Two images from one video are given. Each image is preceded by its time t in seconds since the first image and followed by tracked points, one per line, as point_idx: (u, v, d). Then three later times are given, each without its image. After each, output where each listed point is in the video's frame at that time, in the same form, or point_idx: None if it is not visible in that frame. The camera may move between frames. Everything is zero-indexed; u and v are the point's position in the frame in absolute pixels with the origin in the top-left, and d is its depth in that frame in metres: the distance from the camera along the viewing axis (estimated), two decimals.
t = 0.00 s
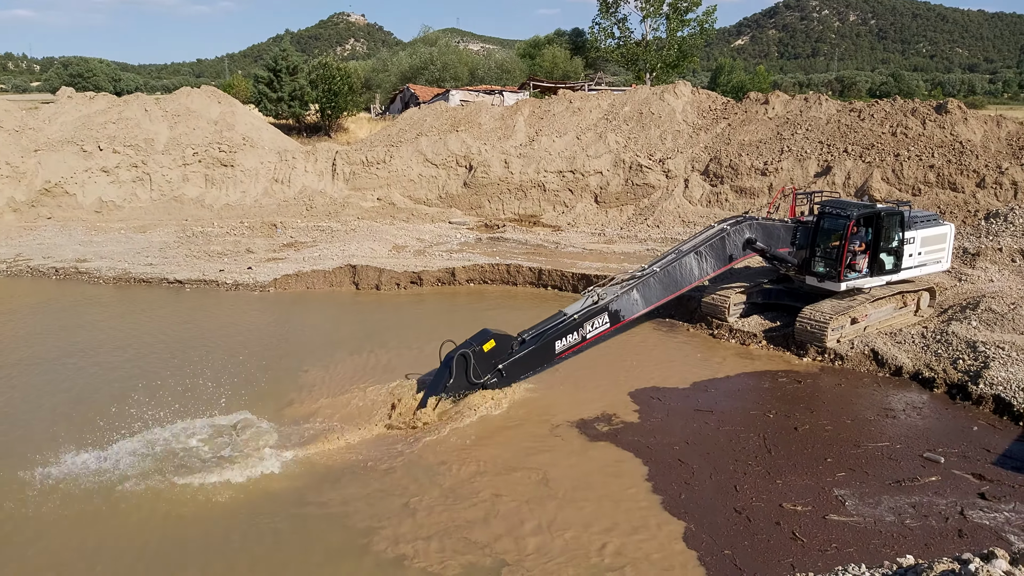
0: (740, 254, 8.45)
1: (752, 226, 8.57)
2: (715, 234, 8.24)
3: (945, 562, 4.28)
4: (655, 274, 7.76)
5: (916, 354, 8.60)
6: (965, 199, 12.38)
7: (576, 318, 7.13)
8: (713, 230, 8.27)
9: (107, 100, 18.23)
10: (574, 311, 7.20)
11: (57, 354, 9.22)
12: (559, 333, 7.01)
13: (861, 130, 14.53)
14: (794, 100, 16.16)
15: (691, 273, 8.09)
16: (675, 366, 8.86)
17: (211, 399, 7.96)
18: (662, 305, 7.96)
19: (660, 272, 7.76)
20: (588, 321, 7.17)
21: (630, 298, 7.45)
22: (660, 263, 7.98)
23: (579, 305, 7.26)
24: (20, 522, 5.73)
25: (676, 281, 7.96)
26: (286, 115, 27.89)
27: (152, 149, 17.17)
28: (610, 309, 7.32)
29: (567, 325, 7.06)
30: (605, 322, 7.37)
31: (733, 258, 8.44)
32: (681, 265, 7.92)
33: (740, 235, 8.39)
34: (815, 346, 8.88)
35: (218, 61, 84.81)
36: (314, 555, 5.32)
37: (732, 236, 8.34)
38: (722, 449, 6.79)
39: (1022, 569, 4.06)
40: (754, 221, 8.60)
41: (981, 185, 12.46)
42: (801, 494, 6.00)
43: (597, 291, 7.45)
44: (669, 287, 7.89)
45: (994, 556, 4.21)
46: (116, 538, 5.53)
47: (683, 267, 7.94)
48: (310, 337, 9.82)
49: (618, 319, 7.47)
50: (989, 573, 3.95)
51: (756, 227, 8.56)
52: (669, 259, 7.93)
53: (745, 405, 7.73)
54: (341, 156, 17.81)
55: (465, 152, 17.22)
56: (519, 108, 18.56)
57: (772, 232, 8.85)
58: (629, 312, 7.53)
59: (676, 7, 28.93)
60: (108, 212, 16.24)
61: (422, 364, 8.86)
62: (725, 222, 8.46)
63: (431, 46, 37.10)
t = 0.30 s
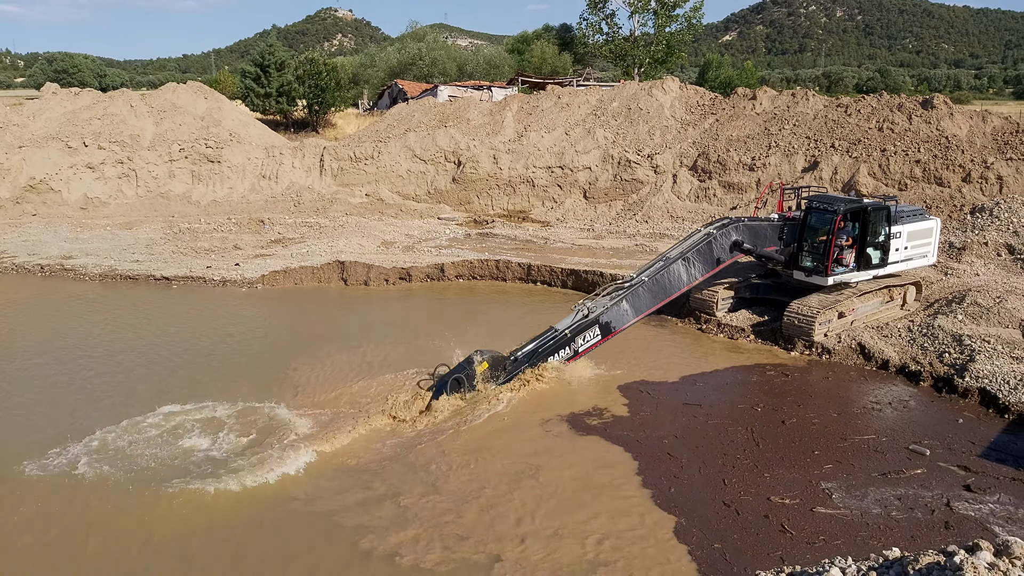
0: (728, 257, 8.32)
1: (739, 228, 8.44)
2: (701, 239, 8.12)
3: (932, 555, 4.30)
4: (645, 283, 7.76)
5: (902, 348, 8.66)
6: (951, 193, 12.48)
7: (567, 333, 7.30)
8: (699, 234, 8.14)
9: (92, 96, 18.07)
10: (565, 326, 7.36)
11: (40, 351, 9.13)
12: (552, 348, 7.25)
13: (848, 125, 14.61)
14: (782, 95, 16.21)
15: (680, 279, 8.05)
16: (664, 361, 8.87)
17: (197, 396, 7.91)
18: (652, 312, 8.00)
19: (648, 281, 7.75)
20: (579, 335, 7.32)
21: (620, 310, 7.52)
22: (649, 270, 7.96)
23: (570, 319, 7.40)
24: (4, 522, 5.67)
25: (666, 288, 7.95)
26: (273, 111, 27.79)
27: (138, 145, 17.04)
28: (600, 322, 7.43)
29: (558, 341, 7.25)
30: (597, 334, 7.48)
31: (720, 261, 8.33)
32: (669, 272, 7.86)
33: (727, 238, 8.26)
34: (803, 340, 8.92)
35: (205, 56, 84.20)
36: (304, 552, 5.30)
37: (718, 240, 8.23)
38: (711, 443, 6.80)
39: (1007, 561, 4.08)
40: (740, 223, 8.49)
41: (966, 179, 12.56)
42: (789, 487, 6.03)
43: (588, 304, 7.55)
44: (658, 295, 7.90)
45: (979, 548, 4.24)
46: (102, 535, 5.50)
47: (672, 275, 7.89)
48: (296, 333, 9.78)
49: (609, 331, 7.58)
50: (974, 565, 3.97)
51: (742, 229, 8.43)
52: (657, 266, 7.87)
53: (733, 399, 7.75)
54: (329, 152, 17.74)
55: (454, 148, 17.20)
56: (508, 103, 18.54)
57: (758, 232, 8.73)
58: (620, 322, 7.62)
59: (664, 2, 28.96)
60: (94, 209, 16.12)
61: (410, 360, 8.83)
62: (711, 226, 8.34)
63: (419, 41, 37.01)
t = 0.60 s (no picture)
0: (724, 260, 8.55)
1: (735, 230, 8.62)
2: (696, 244, 8.32)
3: (927, 550, 4.31)
4: (642, 291, 7.91)
5: (898, 343, 8.68)
6: (947, 188, 12.50)
7: (568, 346, 7.39)
8: (694, 240, 8.34)
9: (87, 92, 18.01)
10: (565, 339, 7.43)
11: (37, 349, 9.12)
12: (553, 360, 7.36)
13: (844, 121, 14.61)
14: (778, 91, 16.20)
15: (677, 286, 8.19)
16: (661, 357, 8.88)
17: (193, 392, 7.90)
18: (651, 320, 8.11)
19: (645, 289, 7.90)
20: (580, 347, 7.40)
21: (619, 319, 7.64)
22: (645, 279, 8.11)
23: (570, 333, 7.51)
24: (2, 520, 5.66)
25: (664, 296, 8.08)
26: (269, 107, 27.77)
27: (134, 142, 16.99)
28: (600, 333, 7.52)
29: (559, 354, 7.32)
30: (598, 346, 7.54)
31: (716, 264, 8.57)
32: (665, 278, 8.00)
33: (722, 242, 8.48)
34: (799, 336, 8.93)
35: (201, 53, 84.02)
36: (302, 550, 5.30)
37: (714, 244, 8.45)
38: (708, 439, 6.81)
39: (1002, 555, 4.10)
40: (736, 225, 8.64)
41: (962, 174, 12.59)
42: (786, 482, 6.04)
43: (586, 316, 7.64)
44: (656, 302, 8.04)
45: (974, 543, 4.26)
46: (99, 534, 5.49)
47: (669, 281, 8.04)
48: (293, 330, 9.78)
49: (610, 341, 7.65)
50: (970, 561, 3.98)
51: (738, 231, 8.62)
52: (653, 274, 8.05)
53: (730, 394, 7.76)
54: (325, 149, 17.71)
55: (450, 144, 17.17)
56: (504, 99, 18.50)
57: (754, 232, 8.86)
58: (619, 332, 7.71)
59: None
60: (90, 206, 16.08)
61: (407, 357, 8.83)
62: (707, 230, 8.53)
63: (416, 37, 36.94)
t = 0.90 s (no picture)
0: (712, 265, 8.64)
1: (722, 234, 8.66)
2: (684, 250, 8.50)
3: (913, 548, 4.34)
4: (630, 299, 8.20)
5: (885, 343, 8.73)
6: (933, 189, 12.60)
7: (559, 357, 7.87)
8: (681, 245, 8.52)
9: (73, 93, 17.89)
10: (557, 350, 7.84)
11: (21, 352, 9.04)
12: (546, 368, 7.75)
13: (832, 122, 14.69)
14: (766, 92, 16.27)
15: (666, 292, 8.44)
16: (651, 357, 8.89)
17: (181, 394, 7.85)
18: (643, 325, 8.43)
19: (635, 298, 8.18)
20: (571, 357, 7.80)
21: (608, 329, 7.97)
22: (633, 287, 8.39)
23: (562, 343, 7.95)
24: None
25: (653, 302, 8.35)
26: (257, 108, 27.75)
27: (120, 143, 16.89)
28: (590, 343, 7.92)
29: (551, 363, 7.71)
30: (588, 355, 7.93)
31: (705, 268, 8.68)
32: (654, 286, 8.28)
33: (710, 246, 8.59)
34: (787, 336, 8.97)
35: (189, 52, 83.58)
36: (290, 554, 5.27)
37: (703, 249, 8.54)
38: (697, 439, 6.83)
39: (986, 553, 4.13)
40: (723, 229, 8.69)
41: (948, 175, 12.70)
42: (774, 482, 6.06)
43: (577, 327, 8.01)
44: (646, 309, 8.31)
45: (959, 541, 4.29)
46: (85, 539, 5.45)
47: (657, 288, 8.29)
48: (281, 331, 9.74)
49: (601, 349, 8.02)
50: (955, 558, 4.01)
51: (726, 236, 8.66)
52: (642, 282, 8.30)
53: (719, 394, 7.79)
54: (313, 150, 17.65)
55: (439, 145, 17.17)
56: (493, 100, 18.48)
57: (741, 235, 8.89)
58: (610, 340, 8.06)
59: None
60: (76, 207, 15.97)
61: (396, 359, 8.82)
62: (695, 235, 8.62)
63: (405, 38, 36.89)
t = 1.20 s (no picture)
0: (694, 271, 8.72)
1: (704, 240, 8.72)
2: (667, 256, 8.55)
3: (894, 550, 4.33)
4: (614, 307, 8.26)
5: (866, 345, 8.79)
6: (912, 193, 12.77)
7: (543, 365, 8.00)
8: (665, 252, 8.57)
9: (52, 101, 17.71)
10: (542, 358, 7.98)
11: None
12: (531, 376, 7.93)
13: (811, 127, 14.84)
14: (746, 98, 16.42)
15: (650, 298, 8.51)
16: (634, 362, 8.90)
17: (161, 403, 7.77)
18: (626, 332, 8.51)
19: (618, 306, 8.24)
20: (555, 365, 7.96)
21: (592, 337, 8.08)
22: (618, 294, 8.47)
23: (546, 350, 8.06)
24: None
25: (637, 309, 8.43)
26: (238, 116, 27.62)
27: (100, 151, 16.75)
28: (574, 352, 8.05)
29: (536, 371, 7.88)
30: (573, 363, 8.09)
31: (688, 274, 8.76)
32: (638, 293, 8.33)
33: (693, 252, 8.65)
34: (770, 339, 9.02)
35: (170, 60, 83.11)
36: (272, 564, 5.20)
37: (685, 255, 8.60)
38: (681, 444, 6.84)
39: (966, 553, 4.14)
40: (705, 235, 8.74)
41: (926, 180, 12.87)
42: (758, 485, 6.07)
43: (562, 336, 8.13)
44: (630, 315, 8.38)
45: (939, 542, 4.29)
46: (63, 552, 5.37)
47: (641, 295, 8.36)
48: (264, 339, 9.69)
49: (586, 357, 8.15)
50: (935, 559, 4.01)
51: (708, 242, 8.72)
52: (625, 289, 8.36)
53: (703, 398, 7.81)
54: (296, 157, 17.59)
55: (422, 152, 17.17)
56: (476, 107, 18.51)
57: (723, 241, 8.95)
58: (594, 348, 8.17)
59: (630, 7, 29.19)
60: (55, 216, 15.80)
61: (379, 365, 8.78)
62: (677, 241, 8.68)
63: (387, 45, 36.89)
